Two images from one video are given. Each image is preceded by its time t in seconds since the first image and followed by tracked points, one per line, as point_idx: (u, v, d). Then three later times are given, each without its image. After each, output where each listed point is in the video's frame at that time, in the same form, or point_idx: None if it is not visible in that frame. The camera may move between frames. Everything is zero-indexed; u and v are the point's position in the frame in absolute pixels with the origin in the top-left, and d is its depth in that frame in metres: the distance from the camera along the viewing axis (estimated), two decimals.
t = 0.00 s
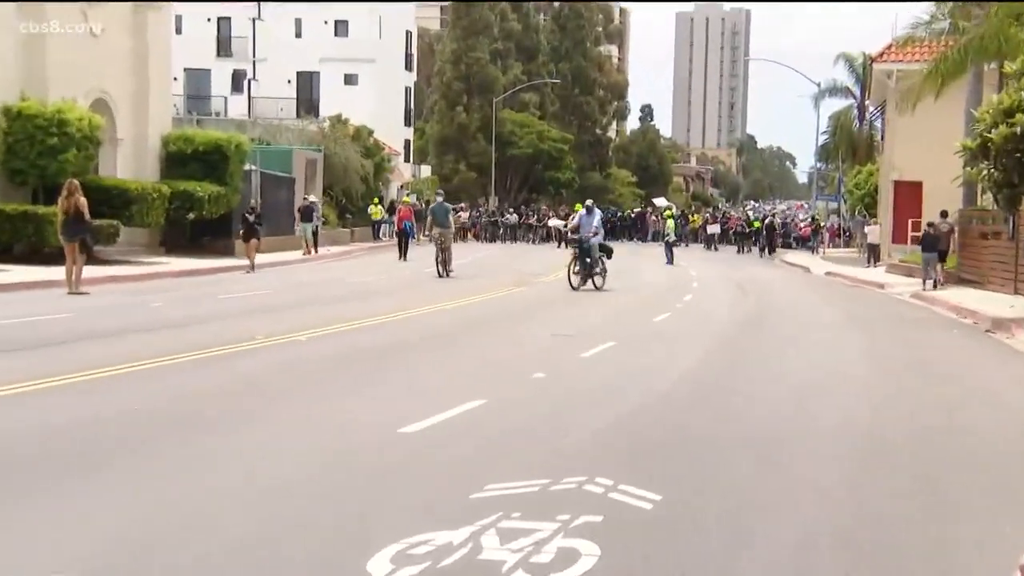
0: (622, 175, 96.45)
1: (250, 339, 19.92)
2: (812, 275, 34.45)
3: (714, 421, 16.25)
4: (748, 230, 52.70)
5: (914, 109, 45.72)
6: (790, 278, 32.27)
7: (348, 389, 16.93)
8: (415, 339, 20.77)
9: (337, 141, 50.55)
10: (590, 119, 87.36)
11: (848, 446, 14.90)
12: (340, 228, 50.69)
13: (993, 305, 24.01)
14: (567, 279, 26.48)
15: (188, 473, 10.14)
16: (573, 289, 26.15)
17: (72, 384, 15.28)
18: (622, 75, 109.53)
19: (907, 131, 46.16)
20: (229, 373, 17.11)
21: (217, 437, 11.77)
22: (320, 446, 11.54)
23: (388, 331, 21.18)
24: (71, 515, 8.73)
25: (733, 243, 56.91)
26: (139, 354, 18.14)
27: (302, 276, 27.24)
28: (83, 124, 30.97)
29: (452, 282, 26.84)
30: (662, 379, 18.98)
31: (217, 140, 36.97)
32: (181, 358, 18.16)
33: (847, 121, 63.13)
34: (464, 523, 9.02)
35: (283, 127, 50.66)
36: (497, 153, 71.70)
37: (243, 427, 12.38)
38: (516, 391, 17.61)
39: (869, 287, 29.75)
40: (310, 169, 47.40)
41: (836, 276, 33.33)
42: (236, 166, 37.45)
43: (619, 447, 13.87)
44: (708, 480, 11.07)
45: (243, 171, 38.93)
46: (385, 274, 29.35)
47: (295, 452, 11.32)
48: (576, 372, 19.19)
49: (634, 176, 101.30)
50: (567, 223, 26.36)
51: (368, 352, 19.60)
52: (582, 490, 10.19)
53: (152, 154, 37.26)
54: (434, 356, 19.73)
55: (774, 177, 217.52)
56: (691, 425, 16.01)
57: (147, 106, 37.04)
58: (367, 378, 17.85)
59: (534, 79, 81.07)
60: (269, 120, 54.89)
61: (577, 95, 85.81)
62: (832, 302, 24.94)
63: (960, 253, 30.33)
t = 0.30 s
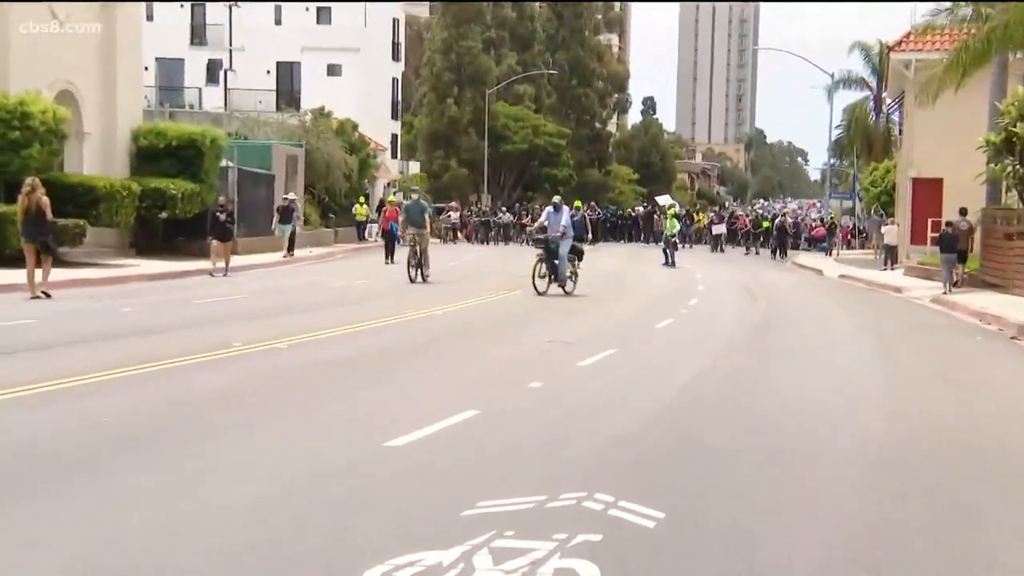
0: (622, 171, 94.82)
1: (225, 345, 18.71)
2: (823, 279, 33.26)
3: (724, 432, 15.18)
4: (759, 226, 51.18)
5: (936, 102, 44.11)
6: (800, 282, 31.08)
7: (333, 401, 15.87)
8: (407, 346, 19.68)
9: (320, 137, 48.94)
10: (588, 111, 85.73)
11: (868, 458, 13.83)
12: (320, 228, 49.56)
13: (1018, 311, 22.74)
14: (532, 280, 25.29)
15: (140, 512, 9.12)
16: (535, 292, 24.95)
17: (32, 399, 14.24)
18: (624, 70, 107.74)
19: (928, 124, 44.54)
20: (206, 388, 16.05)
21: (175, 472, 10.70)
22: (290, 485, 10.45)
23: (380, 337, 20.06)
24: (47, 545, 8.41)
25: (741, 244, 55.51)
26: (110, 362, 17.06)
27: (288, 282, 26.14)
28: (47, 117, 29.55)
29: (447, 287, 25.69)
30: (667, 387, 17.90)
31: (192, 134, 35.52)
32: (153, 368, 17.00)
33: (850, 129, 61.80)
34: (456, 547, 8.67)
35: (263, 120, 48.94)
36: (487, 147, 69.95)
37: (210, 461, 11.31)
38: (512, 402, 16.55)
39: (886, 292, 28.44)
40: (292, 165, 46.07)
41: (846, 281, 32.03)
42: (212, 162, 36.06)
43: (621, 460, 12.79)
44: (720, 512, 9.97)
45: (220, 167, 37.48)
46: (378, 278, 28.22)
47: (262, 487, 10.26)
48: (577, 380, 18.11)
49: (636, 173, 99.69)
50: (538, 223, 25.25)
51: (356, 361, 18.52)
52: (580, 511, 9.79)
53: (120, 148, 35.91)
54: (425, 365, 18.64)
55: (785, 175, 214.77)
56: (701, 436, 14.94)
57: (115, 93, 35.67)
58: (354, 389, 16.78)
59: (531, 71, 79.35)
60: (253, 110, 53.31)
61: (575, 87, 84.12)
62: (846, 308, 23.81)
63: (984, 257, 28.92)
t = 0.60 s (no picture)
0: (621, 167, 93.33)
1: (200, 354, 17.71)
2: (831, 280, 32.25)
3: (730, 444, 14.28)
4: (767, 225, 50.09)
5: (957, 93, 42.29)
6: (808, 284, 30.08)
7: (313, 416, 14.97)
8: (397, 350, 18.76)
9: (298, 130, 47.52)
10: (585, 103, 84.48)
11: (885, 473, 12.94)
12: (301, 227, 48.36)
13: None
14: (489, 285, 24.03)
15: (101, 540, 8.92)
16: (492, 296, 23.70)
17: None
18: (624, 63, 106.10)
19: (947, 117, 42.75)
20: (178, 402, 15.17)
21: (129, 505, 9.82)
22: (257, 522, 9.60)
23: (369, 341, 19.12)
24: (52, 543, 8.90)
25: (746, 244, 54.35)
26: (77, 374, 16.16)
27: (273, 285, 25.19)
28: (7, 110, 28.27)
29: (439, 290, 24.75)
30: (669, 395, 17.00)
31: (161, 128, 34.18)
32: (119, 380, 16.05)
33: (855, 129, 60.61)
34: (441, 565, 8.66)
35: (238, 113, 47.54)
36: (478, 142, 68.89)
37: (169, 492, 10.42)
38: (503, 414, 15.65)
39: (902, 296, 27.28)
40: (270, 161, 44.64)
41: (857, 283, 30.99)
42: (183, 158, 34.71)
43: (619, 478, 11.91)
44: (729, 549, 9.07)
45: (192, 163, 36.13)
46: (368, 281, 27.27)
47: (221, 525, 9.39)
48: (573, 388, 17.20)
49: (635, 169, 98.37)
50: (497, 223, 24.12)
51: (342, 368, 17.60)
52: (577, 524, 9.82)
53: (85, 143, 34.60)
54: (415, 371, 17.72)
55: (792, 170, 212.65)
56: (704, 449, 14.06)
57: (80, 86, 34.43)
58: (337, 400, 15.86)
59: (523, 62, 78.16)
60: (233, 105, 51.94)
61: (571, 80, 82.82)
62: (857, 310, 22.87)
63: (1007, 259, 27.71)
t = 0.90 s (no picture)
0: (621, 165, 91.66)
1: (174, 360, 16.67)
2: (846, 284, 31.11)
3: (742, 455, 13.29)
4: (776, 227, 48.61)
5: (976, 85, 40.85)
6: (821, 287, 28.95)
7: (296, 423, 13.98)
8: (388, 356, 17.73)
9: (278, 127, 46.64)
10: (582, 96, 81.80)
11: (912, 487, 11.95)
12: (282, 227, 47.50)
13: None
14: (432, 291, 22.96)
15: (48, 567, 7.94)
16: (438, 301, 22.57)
17: None
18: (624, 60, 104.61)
19: (967, 109, 41.28)
20: (148, 409, 14.15)
21: (81, 527, 8.87)
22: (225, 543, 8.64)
23: (358, 347, 18.10)
24: None
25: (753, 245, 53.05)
26: (43, 380, 15.18)
27: (260, 288, 24.13)
28: None
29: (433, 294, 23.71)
30: (676, 402, 16.01)
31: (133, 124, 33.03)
32: (84, 390, 14.96)
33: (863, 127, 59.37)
34: None
35: (215, 106, 46.37)
36: (468, 135, 66.99)
37: (129, 512, 9.46)
38: (499, 423, 14.67)
39: (919, 300, 26.24)
40: (249, 157, 43.47)
41: (871, 287, 29.85)
42: (156, 154, 33.60)
43: (626, 492, 10.93)
44: None
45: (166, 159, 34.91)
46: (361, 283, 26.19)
47: (182, 549, 8.42)
48: (574, 396, 16.21)
49: (637, 166, 96.57)
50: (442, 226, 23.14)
51: (328, 376, 16.58)
52: (574, 543, 8.97)
53: (53, 140, 33.06)
54: (405, 377, 16.72)
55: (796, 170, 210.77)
56: (715, 461, 13.08)
57: (46, 78, 32.92)
58: (321, 408, 14.86)
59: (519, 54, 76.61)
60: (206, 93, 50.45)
61: (567, 73, 80.87)
62: (873, 315, 21.83)
63: None
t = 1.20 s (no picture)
0: (619, 162, 89.92)
1: (151, 367, 15.87)
2: (852, 288, 30.23)
3: (748, 465, 12.58)
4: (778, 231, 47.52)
5: (991, 78, 39.93)
6: (830, 292, 28.06)
7: (276, 434, 13.24)
8: (377, 361, 16.97)
9: (258, 120, 44.56)
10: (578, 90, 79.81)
11: (933, 500, 11.26)
12: (261, 228, 45.50)
13: None
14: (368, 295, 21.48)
15: None
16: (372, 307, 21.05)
17: None
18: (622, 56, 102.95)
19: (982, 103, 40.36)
20: (118, 421, 13.30)
21: (35, 551, 8.13)
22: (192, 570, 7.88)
23: (345, 352, 17.33)
24: None
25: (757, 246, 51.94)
26: (12, 387, 14.38)
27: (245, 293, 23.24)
28: None
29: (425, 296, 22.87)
30: (677, 412, 15.27)
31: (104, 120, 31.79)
32: (50, 398, 14.07)
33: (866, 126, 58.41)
34: None
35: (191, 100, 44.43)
36: (456, 130, 65.07)
37: (84, 540, 8.66)
38: (493, 435, 13.91)
39: (932, 305, 25.38)
40: (227, 153, 41.54)
41: (880, 292, 29.03)
42: (127, 150, 32.33)
43: (626, 509, 10.22)
44: None
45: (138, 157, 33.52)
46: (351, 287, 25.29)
47: None
48: (571, 405, 15.45)
49: (636, 164, 94.74)
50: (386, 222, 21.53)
51: (313, 381, 15.82)
52: (571, 563, 8.25)
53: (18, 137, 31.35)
54: (395, 385, 15.94)
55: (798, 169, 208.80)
56: (721, 475, 12.28)
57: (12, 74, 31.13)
58: (303, 419, 14.11)
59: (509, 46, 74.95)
60: (181, 90, 48.64)
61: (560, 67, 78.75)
62: (883, 320, 21.04)
63: None
